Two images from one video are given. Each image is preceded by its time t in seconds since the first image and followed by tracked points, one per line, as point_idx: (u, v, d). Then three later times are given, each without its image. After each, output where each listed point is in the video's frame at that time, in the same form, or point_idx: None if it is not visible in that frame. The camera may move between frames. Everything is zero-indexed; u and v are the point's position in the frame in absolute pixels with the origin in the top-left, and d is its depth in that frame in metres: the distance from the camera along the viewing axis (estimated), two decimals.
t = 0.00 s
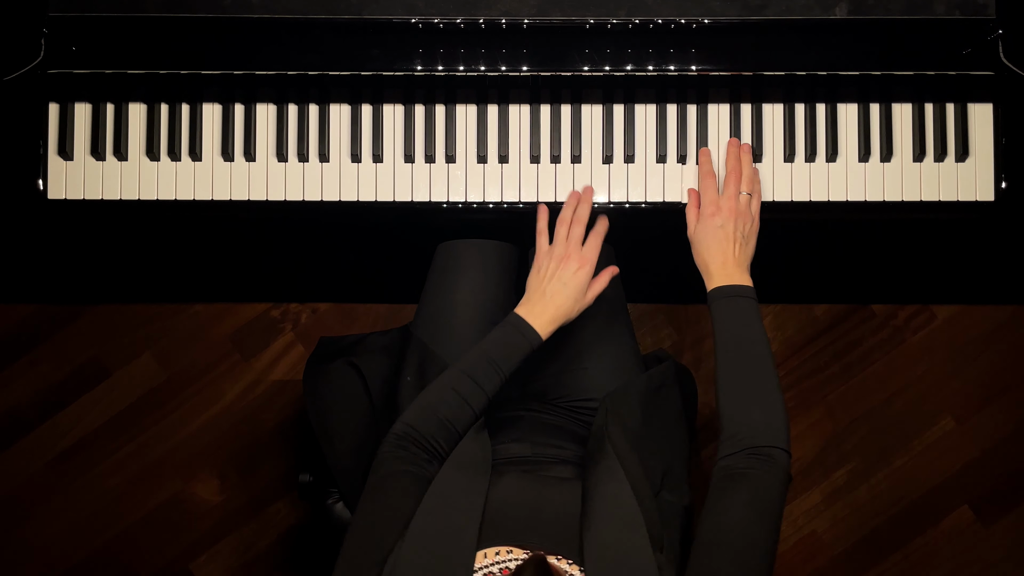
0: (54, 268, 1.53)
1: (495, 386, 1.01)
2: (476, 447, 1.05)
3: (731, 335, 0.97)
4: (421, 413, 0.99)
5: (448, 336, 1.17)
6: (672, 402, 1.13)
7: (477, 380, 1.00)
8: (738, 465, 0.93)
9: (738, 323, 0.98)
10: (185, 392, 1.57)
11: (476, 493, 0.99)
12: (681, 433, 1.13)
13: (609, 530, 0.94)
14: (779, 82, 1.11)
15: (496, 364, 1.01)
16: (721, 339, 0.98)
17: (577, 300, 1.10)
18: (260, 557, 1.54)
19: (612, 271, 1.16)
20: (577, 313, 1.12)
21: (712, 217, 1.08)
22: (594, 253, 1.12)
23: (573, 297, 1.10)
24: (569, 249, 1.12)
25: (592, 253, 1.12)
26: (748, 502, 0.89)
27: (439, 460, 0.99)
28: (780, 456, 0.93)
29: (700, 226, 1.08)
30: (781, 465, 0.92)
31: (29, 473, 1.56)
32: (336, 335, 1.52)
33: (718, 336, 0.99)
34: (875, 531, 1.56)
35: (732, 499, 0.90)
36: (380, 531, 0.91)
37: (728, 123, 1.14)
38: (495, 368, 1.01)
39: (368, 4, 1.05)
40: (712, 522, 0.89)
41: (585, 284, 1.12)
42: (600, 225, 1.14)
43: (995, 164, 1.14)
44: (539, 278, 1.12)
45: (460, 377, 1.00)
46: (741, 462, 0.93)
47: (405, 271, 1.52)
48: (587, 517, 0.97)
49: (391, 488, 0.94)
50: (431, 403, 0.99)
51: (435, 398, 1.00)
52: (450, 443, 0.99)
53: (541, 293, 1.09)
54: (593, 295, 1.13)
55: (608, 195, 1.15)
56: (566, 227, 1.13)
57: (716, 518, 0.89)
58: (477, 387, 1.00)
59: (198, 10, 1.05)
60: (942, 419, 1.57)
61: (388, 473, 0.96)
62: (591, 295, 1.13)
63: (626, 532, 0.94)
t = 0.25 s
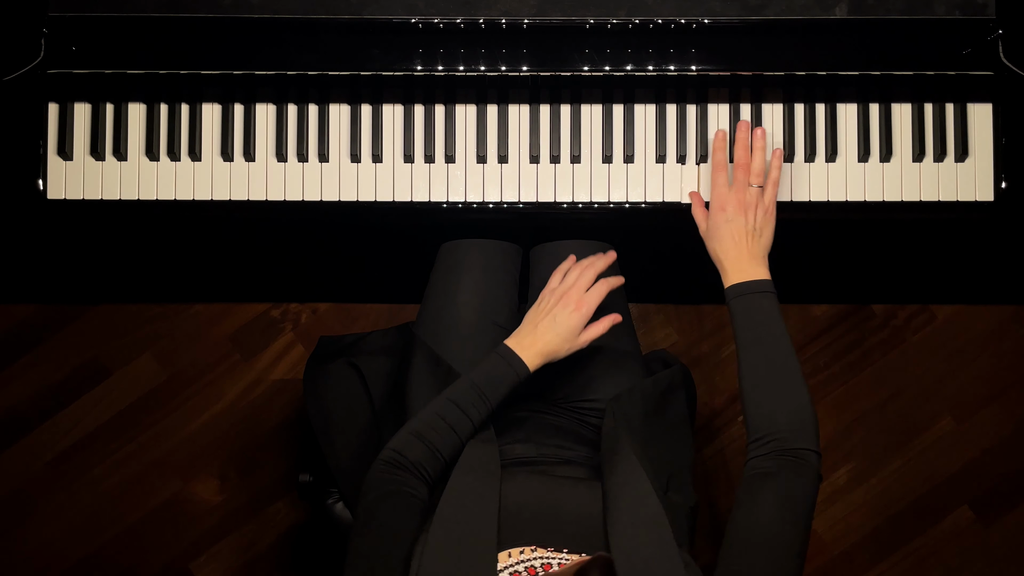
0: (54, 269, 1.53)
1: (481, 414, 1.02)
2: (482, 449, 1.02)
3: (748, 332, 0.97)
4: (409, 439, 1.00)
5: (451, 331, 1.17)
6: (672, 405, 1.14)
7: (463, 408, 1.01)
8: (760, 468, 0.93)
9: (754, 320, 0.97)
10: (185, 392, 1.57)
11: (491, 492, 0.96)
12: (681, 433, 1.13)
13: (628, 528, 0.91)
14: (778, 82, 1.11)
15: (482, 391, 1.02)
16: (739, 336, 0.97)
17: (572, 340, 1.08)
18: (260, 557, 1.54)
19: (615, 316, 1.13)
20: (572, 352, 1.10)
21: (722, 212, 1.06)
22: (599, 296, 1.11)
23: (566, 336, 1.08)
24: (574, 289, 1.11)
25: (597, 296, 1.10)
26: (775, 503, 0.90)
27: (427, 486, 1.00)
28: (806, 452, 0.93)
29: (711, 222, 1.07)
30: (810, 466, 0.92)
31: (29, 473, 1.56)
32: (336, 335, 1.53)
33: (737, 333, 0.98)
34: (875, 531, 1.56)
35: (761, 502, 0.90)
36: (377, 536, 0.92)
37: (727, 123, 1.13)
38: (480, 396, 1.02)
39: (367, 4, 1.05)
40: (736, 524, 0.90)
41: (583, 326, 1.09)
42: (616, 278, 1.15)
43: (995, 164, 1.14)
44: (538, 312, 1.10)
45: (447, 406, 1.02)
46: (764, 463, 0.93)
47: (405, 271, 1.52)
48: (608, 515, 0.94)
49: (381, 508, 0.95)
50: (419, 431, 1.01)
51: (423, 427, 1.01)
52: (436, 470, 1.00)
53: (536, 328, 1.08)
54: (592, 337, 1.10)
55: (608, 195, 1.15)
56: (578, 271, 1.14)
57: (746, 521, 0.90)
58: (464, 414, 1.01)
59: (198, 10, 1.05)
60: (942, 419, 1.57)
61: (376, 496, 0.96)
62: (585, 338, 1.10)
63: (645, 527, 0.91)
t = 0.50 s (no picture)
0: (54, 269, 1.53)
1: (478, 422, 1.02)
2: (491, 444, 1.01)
3: (762, 325, 0.98)
4: (404, 447, 1.00)
5: (455, 329, 1.16)
6: (672, 405, 1.14)
7: (458, 416, 1.02)
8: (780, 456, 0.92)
9: (770, 313, 0.98)
10: (185, 392, 1.57)
11: (506, 486, 0.95)
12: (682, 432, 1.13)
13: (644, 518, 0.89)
14: (778, 82, 1.11)
15: (478, 400, 1.03)
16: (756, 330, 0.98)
17: (565, 353, 1.07)
18: (260, 557, 1.54)
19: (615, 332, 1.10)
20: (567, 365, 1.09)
21: (743, 207, 1.08)
22: (598, 311, 1.09)
23: (559, 349, 1.06)
24: (574, 302, 1.10)
25: (596, 310, 1.08)
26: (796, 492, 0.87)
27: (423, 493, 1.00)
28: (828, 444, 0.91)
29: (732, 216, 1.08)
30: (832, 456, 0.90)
31: (29, 473, 1.56)
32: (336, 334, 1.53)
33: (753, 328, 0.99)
34: (875, 531, 1.56)
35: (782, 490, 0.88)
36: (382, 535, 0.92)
37: (727, 122, 1.14)
38: (476, 404, 1.02)
39: (367, 4, 1.05)
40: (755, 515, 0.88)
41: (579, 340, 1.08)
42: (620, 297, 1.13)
43: (995, 164, 1.14)
44: (535, 322, 1.10)
45: (442, 415, 1.02)
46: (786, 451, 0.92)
47: (406, 271, 1.52)
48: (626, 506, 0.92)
49: (381, 512, 0.94)
50: (414, 439, 1.01)
51: (417, 436, 1.01)
52: (432, 478, 1.00)
53: (531, 338, 1.08)
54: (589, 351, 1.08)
55: (608, 195, 1.15)
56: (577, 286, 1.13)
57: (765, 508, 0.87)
58: (459, 423, 1.01)
59: (198, 10, 1.05)
60: (942, 419, 1.57)
61: (373, 500, 0.95)
62: (580, 351, 1.08)
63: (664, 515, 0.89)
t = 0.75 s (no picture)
0: (54, 268, 1.53)
1: (475, 414, 1.01)
2: (493, 431, 1.01)
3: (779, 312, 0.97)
4: (400, 439, 1.00)
5: (457, 327, 1.16)
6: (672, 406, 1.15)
7: (455, 409, 1.01)
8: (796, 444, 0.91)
9: (787, 299, 0.97)
10: (186, 391, 1.57)
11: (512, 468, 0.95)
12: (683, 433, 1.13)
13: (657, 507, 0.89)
14: (778, 82, 1.11)
15: (475, 392, 1.02)
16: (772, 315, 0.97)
17: (566, 347, 1.06)
18: (261, 557, 1.54)
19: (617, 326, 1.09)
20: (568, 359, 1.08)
21: (752, 195, 1.08)
22: (600, 306, 1.08)
23: (560, 342, 1.05)
24: (576, 295, 1.09)
25: (598, 304, 1.08)
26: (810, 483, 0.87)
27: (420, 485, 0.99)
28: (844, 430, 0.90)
29: (741, 204, 1.08)
30: (849, 443, 0.89)
31: (29, 473, 1.56)
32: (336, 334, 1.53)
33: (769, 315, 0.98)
34: (875, 531, 1.56)
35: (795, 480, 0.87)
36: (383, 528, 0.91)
37: (727, 123, 1.14)
38: (473, 396, 1.02)
39: (367, 4, 1.05)
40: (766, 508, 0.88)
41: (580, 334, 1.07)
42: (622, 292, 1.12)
43: (995, 164, 1.14)
44: (538, 314, 1.09)
45: (438, 406, 1.01)
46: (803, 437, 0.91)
47: (406, 271, 1.52)
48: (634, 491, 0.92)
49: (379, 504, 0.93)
50: (410, 431, 1.00)
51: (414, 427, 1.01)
52: (428, 470, 1.00)
53: (533, 329, 1.07)
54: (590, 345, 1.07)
55: (608, 195, 1.15)
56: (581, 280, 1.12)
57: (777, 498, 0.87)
58: (456, 415, 1.01)
59: (198, 10, 1.05)
60: (942, 419, 1.57)
61: (369, 490, 0.95)
62: (582, 344, 1.07)
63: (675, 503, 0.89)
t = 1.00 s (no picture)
0: (54, 268, 1.53)
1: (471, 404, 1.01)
2: (490, 416, 1.01)
3: (787, 296, 0.97)
4: (395, 428, 1.00)
5: (458, 325, 1.16)
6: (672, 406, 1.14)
7: (450, 398, 1.00)
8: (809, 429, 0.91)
9: (793, 283, 0.98)
10: (186, 391, 1.57)
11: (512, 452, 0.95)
12: (683, 431, 1.13)
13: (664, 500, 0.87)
14: (778, 82, 1.11)
15: (470, 381, 1.01)
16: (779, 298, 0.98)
17: (561, 332, 1.05)
18: (261, 556, 1.54)
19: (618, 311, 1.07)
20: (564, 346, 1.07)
21: (752, 182, 1.09)
22: (598, 291, 1.06)
23: (555, 327, 1.04)
24: (574, 280, 1.08)
25: (596, 289, 1.06)
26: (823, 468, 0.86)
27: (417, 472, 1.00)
28: (858, 412, 0.90)
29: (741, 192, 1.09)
30: (864, 423, 0.89)
31: (29, 472, 1.56)
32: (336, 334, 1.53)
33: (777, 299, 0.99)
34: (875, 531, 1.56)
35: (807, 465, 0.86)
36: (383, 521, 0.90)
37: (727, 123, 1.14)
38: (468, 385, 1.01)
39: (367, 5, 1.04)
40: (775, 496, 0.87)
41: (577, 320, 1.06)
42: (624, 278, 1.09)
43: (995, 164, 1.14)
44: (535, 300, 1.08)
45: (429, 394, 1.01)
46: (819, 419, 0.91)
47: (406, 271, 1.52)
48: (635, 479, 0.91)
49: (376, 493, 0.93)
50: (405, 420, 1.00)
51: (409, 416, 1.01)
52: (420, 458, 1.00)
53: (528, 316, 1.06)
54: (587, 331, 1.06)
55: (608, 195, 1.15)
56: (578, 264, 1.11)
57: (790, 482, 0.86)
58: (451, 404, 1.00)
59: (198, 10, 1.05)
60: (943, 419, 1.57)
61: (361, 478, 0.95)
62: (580, 330, 1.06)
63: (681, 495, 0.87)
